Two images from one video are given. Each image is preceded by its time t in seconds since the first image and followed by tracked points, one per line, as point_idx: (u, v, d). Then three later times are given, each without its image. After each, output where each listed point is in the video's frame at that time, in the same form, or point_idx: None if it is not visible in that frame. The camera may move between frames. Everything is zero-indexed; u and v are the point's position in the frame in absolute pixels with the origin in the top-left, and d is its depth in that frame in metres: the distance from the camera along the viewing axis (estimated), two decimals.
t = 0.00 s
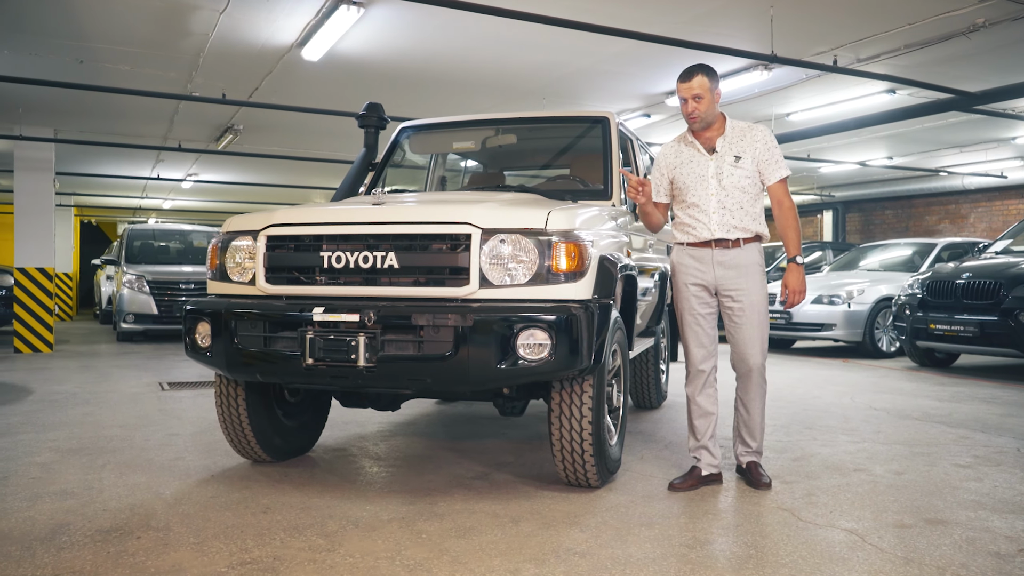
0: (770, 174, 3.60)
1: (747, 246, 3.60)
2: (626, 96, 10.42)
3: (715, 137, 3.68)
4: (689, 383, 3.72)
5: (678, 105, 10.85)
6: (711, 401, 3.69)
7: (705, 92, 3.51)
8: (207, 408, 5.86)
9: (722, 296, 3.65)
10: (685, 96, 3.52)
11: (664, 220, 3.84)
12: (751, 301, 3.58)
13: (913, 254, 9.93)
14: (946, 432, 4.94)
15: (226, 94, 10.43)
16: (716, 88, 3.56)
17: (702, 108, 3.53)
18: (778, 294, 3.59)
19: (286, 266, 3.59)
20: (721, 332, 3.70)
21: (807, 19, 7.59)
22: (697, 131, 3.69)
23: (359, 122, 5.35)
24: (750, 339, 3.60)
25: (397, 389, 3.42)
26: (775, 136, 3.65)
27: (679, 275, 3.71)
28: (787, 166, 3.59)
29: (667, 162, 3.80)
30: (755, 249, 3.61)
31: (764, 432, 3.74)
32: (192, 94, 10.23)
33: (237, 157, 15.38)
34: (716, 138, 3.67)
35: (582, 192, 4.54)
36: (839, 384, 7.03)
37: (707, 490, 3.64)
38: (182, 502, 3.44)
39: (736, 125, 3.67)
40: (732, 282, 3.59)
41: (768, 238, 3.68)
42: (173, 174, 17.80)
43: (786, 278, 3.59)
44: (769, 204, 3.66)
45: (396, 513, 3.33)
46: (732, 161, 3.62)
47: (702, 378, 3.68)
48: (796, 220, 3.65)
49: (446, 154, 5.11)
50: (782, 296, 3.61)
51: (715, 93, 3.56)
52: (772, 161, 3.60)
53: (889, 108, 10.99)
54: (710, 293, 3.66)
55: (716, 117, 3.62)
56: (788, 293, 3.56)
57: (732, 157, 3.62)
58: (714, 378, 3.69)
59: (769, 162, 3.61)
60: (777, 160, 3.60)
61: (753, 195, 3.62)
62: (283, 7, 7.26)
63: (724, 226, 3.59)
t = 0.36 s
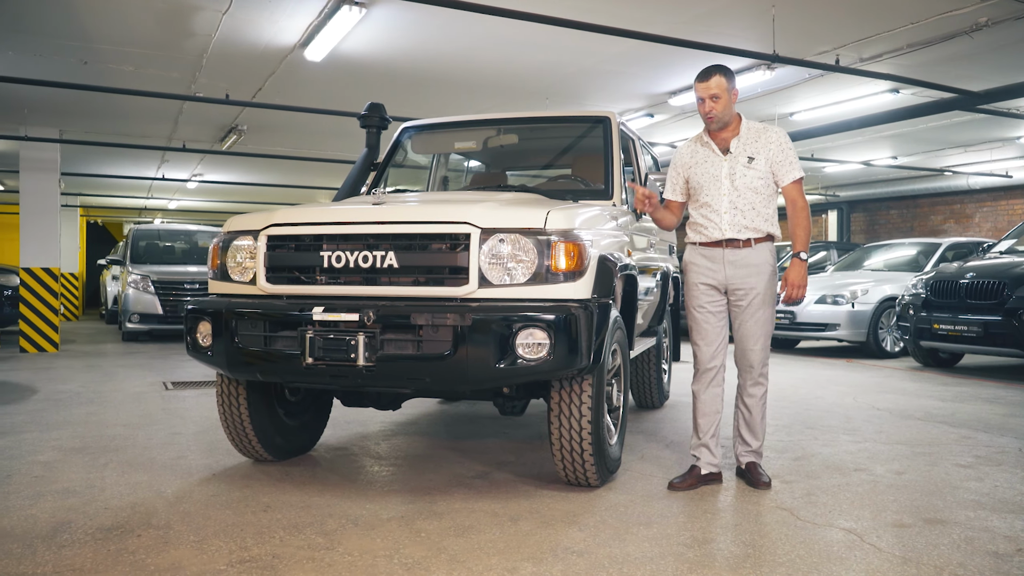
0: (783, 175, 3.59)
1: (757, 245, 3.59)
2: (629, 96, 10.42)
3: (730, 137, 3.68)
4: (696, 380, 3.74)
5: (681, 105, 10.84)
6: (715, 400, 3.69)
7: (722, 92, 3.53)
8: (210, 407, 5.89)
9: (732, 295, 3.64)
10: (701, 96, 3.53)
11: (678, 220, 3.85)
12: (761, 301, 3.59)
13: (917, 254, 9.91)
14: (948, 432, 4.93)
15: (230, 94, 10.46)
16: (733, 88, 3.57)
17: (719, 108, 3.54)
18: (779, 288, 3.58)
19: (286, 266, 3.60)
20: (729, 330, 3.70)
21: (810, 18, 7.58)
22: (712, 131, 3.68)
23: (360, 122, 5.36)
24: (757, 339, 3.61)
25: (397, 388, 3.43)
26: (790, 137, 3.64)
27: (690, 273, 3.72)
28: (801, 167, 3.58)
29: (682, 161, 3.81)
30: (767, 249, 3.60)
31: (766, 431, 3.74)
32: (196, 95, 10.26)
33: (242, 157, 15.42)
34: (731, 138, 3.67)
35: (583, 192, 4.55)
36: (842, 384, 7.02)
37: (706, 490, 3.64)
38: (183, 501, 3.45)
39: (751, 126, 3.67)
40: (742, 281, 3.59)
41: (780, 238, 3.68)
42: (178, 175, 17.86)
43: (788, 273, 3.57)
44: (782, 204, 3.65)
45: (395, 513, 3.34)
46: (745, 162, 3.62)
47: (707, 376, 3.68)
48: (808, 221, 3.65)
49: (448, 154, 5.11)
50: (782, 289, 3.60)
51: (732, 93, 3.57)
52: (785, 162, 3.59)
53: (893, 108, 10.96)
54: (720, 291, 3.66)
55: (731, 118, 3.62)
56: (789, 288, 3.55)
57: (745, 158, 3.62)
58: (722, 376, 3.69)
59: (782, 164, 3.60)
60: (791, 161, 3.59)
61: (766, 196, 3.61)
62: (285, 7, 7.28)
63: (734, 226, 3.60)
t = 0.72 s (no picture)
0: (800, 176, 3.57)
1: (768, 246, 3.59)
2: (635, 96, 10.40)
3: (752, 136, 3.69)
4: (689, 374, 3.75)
5: (688, 105, 10.83)
6: (707, 393, 3.69)
7: (751, 88, 3.54)
8: (216, 407, 5.91)
9: (737, 293, 3.65)
10: (729, 89, 3.55)
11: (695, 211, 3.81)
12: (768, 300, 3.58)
13: (926, 254, 9.86)
14: (955, 433, 4.91)
15: (237, 95, 10.51)
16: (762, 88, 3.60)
17: (745, 102, 3.55)
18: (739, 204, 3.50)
19: (290, 266, 3.62)
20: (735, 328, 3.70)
21: (815, 18, 7.55)
22: (735, 127, 3.69)
23: (365, 122, 5.37)
24: (762, 339, 3.61)
25: (400, 388, 3.43)
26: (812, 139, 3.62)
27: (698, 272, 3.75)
28: (821, 170, 3.55)
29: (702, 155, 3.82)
30: (776, 251, 3.59)
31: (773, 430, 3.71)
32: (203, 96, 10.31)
33: (250, 158, 15.49)
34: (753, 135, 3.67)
35: (588, 192, 4.54)
36: (849, 385, 7.00)
37: (710, 490, 3.63)
38: (187, 500, 3.47)
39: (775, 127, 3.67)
40: (749, 281, 3.60)
41: (791, 239, 3.67)
42: (186, 175, 17.95)
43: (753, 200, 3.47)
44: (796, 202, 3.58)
45: (398, 512, 3.35)
46: (764, 160, 3.62)
47: (700, 370, 3.69)
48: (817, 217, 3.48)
49: (453, 154, 5.12)
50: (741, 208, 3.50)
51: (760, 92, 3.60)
52: (803, 163, 3.57)
53: (901, 108, 10.92)
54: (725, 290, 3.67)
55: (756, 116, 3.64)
56: (741, 202, 3.43)
57: (764, 156, 3.62)
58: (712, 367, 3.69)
59: (801, 165, 3.58)
60: (810, 163, 3.56)
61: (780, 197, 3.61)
62: (291, 8, 7.30)
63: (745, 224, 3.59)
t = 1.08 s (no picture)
0: (801, 178, 3.54)
1: (770, 244, 3.58)
2: (644, 96, 10.39)
3: (768, 137, 3.70)
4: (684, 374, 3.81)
5: (697, 105, 10.81)
6: (701, 393, 3.77)
7: (774, 88, 3.55)
8: (226, 406, 5.95)
9: (739, 292, 3.64)
10: (753, 85, 3.57)
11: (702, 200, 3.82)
12: (771, 299, 3.57)
13: (937, 254, 9.80)
14: (964, 434, 4.87)
15: (246, 96, 10.57)
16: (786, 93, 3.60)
17: (766, 101, 3.56)
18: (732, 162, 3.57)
19: (297, 266, 3.63)
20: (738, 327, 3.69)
21: (824, 17, 7.52)
22: (752, 126, 3.71)
23: (373, 123, 5.39)
24: (765, 339, 3.59)
25: (405, 388, 3.45)
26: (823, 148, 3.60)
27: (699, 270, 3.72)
28: (826, 176, 3.52)
29: (716, 151, 3.82)
30: (779, 249, 3.58)
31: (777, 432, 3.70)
32: (213, 97, 10.37)
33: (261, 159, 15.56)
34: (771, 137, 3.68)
35: (594, 192, 4.53)
36: (858, 385, 6.97)
37: (716, 490, 3.63)
38: (194, 498, 3.49)
39: (790, 132, 3.67)
40: (750, 279, 3.59)
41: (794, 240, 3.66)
42: (197, 176, 18.05)
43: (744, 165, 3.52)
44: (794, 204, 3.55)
45: (403, 512, 3.36)
46: (775, 160, 3.62)
47: (696, 371, 3.76)
48: (805, 215, 3.45)
49: (460, 154, 5.13)
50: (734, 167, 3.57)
51: (783, 95, 3.60)
52: (809, 167, 3.54)
53: (912, 107, 10.86)
54: (728, 287, 3.66)
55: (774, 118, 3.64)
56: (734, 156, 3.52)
57: (775, 157, 3.62)
58: (708, 370, 3.76)
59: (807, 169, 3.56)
60: (817, 168, 3.53)
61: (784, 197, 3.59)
62: (300, 9, 7.33)
63: (750, 220, 3.58)
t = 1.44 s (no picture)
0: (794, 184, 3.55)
1: (759, 245, 3.58)
2: (652, 95, 10.37)
3: (759, 141, 3.69)
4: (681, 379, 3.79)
5: (705, 104, 10.78)
6: (700, 396, 3.76)
7: (771, 92, 3.53)
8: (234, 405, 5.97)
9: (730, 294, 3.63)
10: (751, 87, 3.54)
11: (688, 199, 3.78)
12: (762, 300, 3.57)
13: (949, 254, 9.73)
14: (974, 435, 4.84)
15: (255, 97, 10.62)
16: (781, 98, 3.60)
17: (763, 104, 3.54)
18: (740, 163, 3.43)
19: (302, 267, 3.65)
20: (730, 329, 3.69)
21: (832, 16, 7.49)
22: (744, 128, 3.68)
23: (380, 124, 5.40)
24: (761, 340, 3.59)
25: (409, 388, 3.45)
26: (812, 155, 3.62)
27: (689, 272, 3.70)
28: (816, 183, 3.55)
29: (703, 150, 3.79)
30: (767, 251, 3.58)
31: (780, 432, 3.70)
32: (222, 98, 10.43)
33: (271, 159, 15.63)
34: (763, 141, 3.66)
35: (600, 192, 4.52)
36: (868, 386, 6.93)
37: (721, 491, 3.61)
38: (200, 497, 3.51)
39: (780, 137, 3.67)
40: (742, 280, 3.58)
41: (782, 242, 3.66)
42: (208, 177, 18.14)
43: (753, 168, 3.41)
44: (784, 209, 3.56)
45: (408, 512, 3.37)
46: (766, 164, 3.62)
47: (695, 375, 3.75)
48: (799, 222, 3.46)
49: (467, 155, 5.13)
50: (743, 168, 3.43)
51: (778, 100, 3.59)
52: (800, 173, 3.56)
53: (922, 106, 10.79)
54: (718, 289, 3.64)
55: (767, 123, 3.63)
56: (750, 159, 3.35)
57: (766, 160, 3.62)
58: (706, 375, 3.75)
59: (797, 174, 3.57)
60: (808, 174, 3.55)
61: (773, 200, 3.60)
62: (307, 10, 7.36)
63: (740, 221, 3.58)
